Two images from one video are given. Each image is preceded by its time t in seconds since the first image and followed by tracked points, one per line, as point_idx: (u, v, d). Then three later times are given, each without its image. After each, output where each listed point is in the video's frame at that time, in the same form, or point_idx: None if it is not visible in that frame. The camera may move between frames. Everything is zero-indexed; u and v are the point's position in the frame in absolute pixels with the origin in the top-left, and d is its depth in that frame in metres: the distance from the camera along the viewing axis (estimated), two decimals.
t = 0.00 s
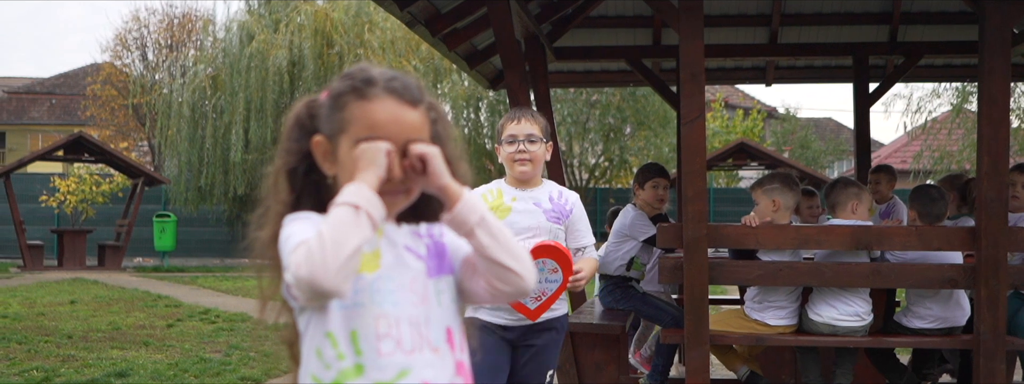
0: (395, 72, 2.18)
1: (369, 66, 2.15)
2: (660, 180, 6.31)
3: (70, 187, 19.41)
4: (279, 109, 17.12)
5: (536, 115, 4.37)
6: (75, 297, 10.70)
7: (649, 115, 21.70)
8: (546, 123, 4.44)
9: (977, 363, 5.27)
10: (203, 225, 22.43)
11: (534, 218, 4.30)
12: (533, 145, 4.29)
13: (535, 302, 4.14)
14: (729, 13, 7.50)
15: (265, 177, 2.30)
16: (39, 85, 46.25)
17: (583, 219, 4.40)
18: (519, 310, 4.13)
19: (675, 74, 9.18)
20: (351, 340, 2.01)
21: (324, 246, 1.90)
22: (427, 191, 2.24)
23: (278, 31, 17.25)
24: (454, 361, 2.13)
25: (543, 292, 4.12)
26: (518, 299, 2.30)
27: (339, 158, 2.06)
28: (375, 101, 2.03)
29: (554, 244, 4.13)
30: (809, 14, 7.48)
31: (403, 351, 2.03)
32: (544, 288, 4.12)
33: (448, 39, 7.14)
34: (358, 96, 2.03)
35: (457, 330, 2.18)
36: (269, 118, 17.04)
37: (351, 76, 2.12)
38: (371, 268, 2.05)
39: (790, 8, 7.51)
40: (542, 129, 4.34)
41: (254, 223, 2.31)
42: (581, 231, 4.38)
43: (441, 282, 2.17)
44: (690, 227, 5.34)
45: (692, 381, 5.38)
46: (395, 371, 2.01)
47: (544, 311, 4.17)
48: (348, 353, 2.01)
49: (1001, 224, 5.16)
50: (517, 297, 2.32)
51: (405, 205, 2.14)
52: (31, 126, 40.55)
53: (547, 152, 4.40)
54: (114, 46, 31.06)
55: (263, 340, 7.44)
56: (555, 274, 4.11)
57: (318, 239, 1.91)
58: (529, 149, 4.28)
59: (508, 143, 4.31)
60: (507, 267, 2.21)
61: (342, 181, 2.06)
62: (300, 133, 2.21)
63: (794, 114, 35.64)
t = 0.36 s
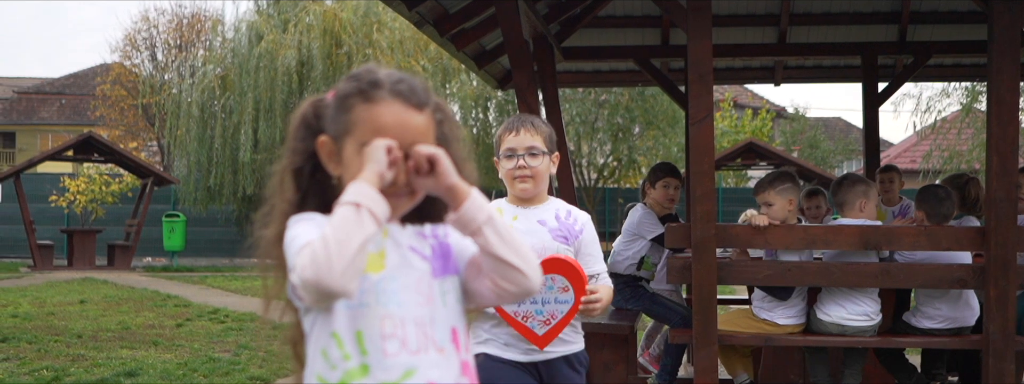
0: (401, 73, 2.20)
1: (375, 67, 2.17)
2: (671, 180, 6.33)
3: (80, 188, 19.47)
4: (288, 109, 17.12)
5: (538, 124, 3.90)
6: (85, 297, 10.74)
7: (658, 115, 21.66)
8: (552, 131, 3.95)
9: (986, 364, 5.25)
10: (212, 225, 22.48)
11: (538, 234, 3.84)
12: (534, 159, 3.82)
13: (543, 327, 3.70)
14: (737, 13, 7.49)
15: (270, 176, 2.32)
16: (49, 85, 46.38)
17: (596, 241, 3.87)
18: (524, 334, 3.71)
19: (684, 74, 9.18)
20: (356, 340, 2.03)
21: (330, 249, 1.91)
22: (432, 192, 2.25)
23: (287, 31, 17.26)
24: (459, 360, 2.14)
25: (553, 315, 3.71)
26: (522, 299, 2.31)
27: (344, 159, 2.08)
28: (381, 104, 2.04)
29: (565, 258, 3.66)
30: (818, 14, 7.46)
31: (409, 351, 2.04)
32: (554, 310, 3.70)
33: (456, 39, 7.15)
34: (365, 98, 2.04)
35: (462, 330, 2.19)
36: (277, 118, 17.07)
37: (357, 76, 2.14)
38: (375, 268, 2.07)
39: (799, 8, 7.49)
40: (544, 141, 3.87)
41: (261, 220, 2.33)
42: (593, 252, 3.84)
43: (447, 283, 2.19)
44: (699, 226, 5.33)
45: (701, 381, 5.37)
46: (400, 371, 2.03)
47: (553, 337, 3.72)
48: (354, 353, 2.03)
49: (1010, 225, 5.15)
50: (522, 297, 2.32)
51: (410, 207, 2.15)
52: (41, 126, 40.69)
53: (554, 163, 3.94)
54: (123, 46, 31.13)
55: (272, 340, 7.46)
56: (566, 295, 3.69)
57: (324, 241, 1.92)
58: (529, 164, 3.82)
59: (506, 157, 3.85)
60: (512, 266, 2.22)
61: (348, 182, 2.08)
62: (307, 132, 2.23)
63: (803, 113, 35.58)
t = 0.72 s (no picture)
0: (415, 73, 2.21)
1: (389, 67, 2.19)
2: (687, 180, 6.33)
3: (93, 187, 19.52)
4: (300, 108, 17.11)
5: (567, 108, 3.51)
6: (98, 296, 10.75)
7: (670, 115, 21.61)
8: (583, 116, 3.56)
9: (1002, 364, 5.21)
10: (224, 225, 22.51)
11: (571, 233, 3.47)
12: (561, 148, 3.43)
13: (584, 344, 3.40)
14: (751, 12, 7.46)
15: (282, 177, 2.34)
16: (63, 84, 46.52)
17: (634, 243, 3.50)
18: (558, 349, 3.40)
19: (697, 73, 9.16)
20: (369, 340, 2.06)
21: (345, 251, 1.92)
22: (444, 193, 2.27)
23: (299, 31, 17.25)
24: (472, 360, 2.15)
25: (597, 327, 3.44)
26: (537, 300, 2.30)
27: (357, 157, 2.09)
28: (394, 103, 2.06)
29: (611, 265, 3.31)
30: (832, 12, 7.42)
31: (422, 351, 2.06)
32: (598, 322, 3.45)
33: (469, 38, 7.14)
34: (377, 97, 2.06)
35: (476, 330, 2.21)
36: (289, 117, 17.09)
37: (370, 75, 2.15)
38: (389, 268, 2.09)
39: (813, 7, 7.47)
40: (574, 128, 3.48)
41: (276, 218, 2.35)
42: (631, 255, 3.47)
43: (460, 283, 2.20)
44: (712, 227, 5.30)
45: (714, 381, 5.33)
46: (413, 371, 2.05)
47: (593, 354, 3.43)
48: (367, 353, 2.05)
49: None
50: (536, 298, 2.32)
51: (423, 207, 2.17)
52: (56, 126, 40.84)
53: (587, 152, 3.54)
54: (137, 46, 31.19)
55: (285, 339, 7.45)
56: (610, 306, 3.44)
57: (338, 242, 1.93)
58: (555, 153, 3.43)
59: (530, 146, 3.47)
60: (525, 268, 2.21)
61: (360, 182, 2.10)
62: (320, 132, 2.24)
63: (816, 112, 35.47)
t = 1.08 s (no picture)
0: (428, 73, 2.25)
1: (404, 68, 2.24)
2: (700, 178, 6.31)
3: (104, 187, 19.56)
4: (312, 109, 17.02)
5: (591, 83, 3.00)
6: (110, 296, 10.75)
7: (682, 115, 21.54)
8: (612, 92, 3.05)
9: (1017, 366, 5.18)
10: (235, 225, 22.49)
11: (591, 235, 2.96)
12: (582, 132, 2.93)
13: (612, 362, 2.87)
14: (764, 12, 7.41)
15: (299, 177, 2.36)
16: (74, 84, 46.63)
17: (675, 239, 2.96)
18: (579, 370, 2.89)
19: (710, 73, 9.15)
20: (390, 341, 2.04)
21: (370, 251, 1.94)
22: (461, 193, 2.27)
23: (310, 31, 17.18)
24: (491, 362, 2.14)
25: (621, 340, 2.87)
26: (555, 302, 2.29)
27: (376, 157, 2.12)
28: (411, 104, 2.10)
29: (627, 261, 2.77)
30: (844, 11, 7.38)
31: (443, 352, 2.05)
32: (622, 333, 2.86)
33: (481, 38, 7.14)
34: (395, 98, 2.11)
35: (494, 331, 2.20)
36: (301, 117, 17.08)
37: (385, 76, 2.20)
38: (411, 269, 2.09)
39: (826, 7, 7.42)
40: (599, 108, 2.96)
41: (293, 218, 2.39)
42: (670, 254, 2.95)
43: (478, 283, 2.19)
44: (725, 227, 5.29)
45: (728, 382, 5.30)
46: (434, 372, 2.04)
47: (625, 372, 2.88)
48: (387, 354, 2.04)
49: None
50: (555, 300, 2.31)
51: (439, 207, 2.20)
52: (67, 126, 40.85)
53: (618, 135, 3.03)
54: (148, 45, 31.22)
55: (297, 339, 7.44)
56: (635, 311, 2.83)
57: (363, 244, 1.95)
58: (575, 137, 2.93)
59: (548, 130, 2.97)
60: (545, 267, 2.19)
61: (378, 182, 2.13)
62: (335, 131, 2.27)
63: (829, 112, 35.31)
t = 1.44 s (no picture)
0: (443, 75, 2.25)
1: (419, 69, 2.23)
2: (706, 180, 6.31)
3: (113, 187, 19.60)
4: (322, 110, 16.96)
5: (610, 54, 2.83)
6: (120, 296, 10.75)
7: (691, 115, 21.47)
8: (634, 62, 2.87)
9: None
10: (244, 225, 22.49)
11: (613, 221, 2.78)
12: (601, 111, 2.76)
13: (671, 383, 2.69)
14: (776, 11, 7.39)
15: (312, 179, 2.37)
16: (84, 85, 46.81)
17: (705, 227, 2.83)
18: None
19: (720, 74, 9.14)
20: (404, 343, 2.04)
21: (388, 254, 1.93)
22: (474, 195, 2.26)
23: (319, 31, 17.14)
24: (505, 364, 2.14)
25: (682, 360, 2.69)
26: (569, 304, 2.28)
27: (391, 159, 2.12)
28: (427, 107, 2.10)
29: (693, 274, 2.61)
30: (854, 12, 7.36)
31: (458, 354, 2.04)
32: (683, 352, 2.68)
33: (491, 39, 7.14)
34: (411, 100, 2.10)
35: (507, 333, 2.19)
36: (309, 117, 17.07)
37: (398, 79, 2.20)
38: (425, 272, 2.09)
39: (837, 7, 7.39)
40: (619, 84, 2.79)
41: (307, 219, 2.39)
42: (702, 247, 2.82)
43: (491, 284, 2.18)
44: (735, 227, 5.28)
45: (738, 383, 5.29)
46: (449, 374, 2.03)
47: None
48: (402, 357, 2.03)
49: None
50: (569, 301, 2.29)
51: (453, 209, 2.20)
52: (76, 126, 40.87)
53: (641, 113, 2.87)
54: (158, 46, 31.29)
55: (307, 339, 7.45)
56: (696, 328, 2.67)
57: (380, 246, 1.94)
58: (593, 118, 2.75)
59: (565, 107, 2.81)
60: (559, 267, 2.17)
61: (393, 184, 2.13)
62: (348, 133, 2.27)
63: (839, 112, 35.16)
